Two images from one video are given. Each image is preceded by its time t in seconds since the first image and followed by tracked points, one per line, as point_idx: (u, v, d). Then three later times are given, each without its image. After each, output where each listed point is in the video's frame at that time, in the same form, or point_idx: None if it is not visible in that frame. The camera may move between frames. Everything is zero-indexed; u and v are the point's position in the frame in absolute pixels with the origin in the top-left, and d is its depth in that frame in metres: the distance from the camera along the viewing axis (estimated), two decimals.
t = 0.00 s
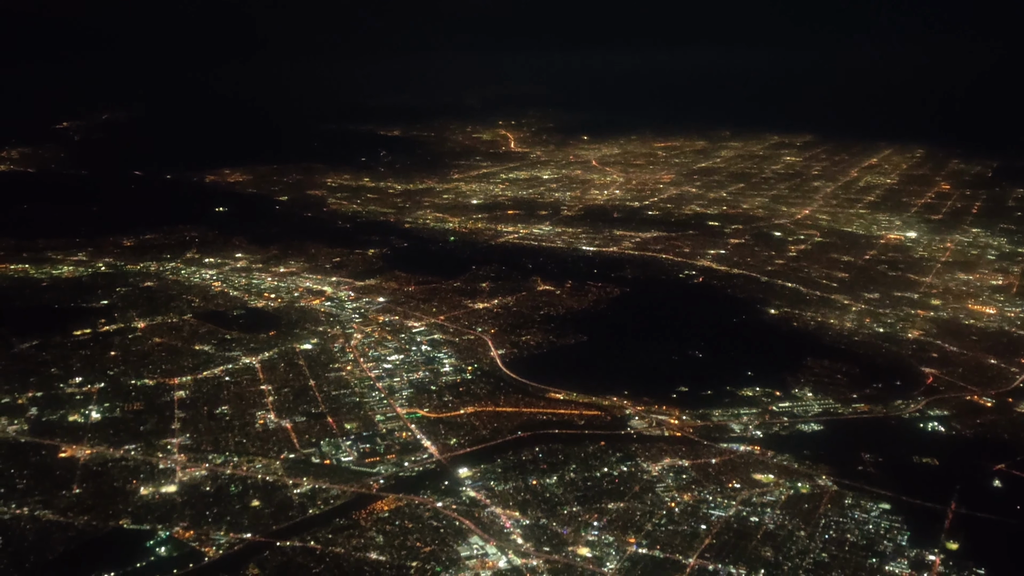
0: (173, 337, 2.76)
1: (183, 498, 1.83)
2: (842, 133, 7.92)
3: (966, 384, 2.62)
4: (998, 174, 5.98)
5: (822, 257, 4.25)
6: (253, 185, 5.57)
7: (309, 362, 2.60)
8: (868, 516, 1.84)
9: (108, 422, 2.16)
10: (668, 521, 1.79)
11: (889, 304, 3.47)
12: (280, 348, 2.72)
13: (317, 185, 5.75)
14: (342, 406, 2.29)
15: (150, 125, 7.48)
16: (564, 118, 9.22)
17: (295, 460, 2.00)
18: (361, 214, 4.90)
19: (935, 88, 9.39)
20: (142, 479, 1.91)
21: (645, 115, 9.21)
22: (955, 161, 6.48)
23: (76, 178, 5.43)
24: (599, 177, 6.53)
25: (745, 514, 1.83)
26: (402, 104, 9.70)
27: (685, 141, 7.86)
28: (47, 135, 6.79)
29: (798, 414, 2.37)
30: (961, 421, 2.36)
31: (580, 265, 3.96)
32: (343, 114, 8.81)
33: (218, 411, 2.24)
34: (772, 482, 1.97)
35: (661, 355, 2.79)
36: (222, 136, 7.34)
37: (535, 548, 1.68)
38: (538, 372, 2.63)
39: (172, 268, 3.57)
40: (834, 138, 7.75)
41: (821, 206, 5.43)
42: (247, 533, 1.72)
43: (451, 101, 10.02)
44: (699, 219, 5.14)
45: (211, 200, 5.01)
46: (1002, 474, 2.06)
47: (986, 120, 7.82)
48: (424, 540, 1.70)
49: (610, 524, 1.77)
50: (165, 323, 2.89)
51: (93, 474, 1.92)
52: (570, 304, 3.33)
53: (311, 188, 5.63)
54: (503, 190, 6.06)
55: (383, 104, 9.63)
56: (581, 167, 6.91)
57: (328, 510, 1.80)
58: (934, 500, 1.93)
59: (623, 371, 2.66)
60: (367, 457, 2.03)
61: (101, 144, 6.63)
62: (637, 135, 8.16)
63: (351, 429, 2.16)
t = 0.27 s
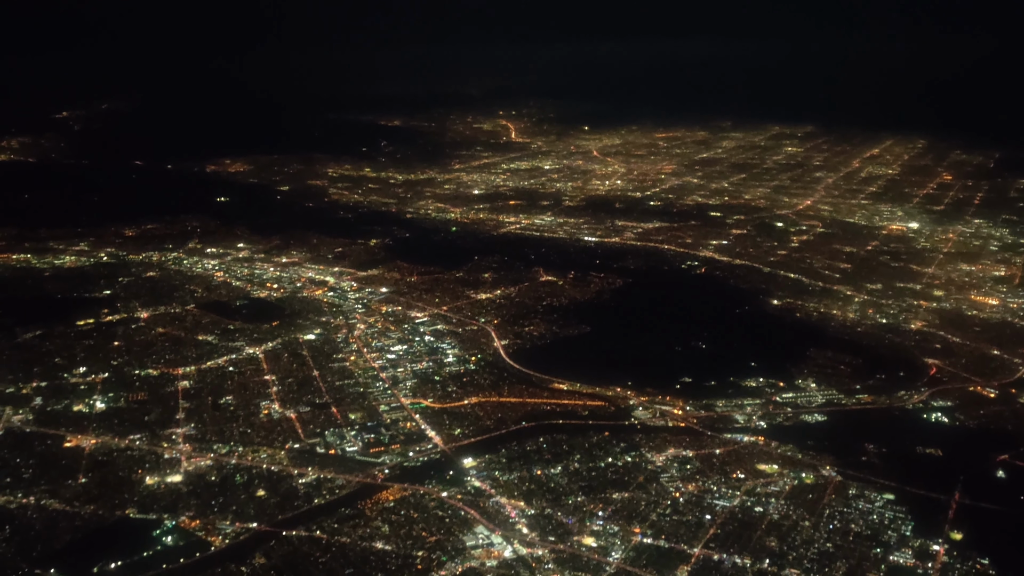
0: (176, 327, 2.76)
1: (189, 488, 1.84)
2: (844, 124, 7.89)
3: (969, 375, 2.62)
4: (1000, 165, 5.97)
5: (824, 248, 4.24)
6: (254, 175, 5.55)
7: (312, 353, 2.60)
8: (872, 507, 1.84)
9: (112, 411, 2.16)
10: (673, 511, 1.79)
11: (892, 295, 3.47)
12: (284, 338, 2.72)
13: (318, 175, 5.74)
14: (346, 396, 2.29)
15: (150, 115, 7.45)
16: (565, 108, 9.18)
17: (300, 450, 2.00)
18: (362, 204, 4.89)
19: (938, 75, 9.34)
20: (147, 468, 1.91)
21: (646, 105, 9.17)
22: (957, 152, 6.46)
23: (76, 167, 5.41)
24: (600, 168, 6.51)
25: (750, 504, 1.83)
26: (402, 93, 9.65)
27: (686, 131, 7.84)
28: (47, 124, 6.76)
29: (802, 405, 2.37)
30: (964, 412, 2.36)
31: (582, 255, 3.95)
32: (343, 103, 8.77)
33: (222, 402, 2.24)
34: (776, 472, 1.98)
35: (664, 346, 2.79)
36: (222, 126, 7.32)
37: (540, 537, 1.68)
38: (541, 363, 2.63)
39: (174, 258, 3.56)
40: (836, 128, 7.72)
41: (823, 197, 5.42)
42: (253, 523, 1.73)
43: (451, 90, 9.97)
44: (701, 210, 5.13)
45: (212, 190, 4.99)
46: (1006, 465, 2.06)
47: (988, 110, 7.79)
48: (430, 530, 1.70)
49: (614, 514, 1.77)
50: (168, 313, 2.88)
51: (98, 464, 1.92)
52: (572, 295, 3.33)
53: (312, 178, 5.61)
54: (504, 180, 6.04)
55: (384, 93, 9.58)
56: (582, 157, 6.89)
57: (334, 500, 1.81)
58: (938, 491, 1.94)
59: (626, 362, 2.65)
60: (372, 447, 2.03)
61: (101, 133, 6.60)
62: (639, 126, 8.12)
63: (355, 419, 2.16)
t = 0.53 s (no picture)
0: (181, 314, 2.76)
1: (196, 474, 1.84)
2: (847, 109, 7.84)
3: (973, 362, 2.62)
4: (1004, 151, 5.94)
5: (828, 235, 4.23)
6: (256, 161, 5.53)
7: (317, 339, 2.60)
8: (878, 493, 1.85)
9: (118, 397, 2.17)
10: (678, 497, 1.80)
11: (895, 282, 3.46)
12: (288, 325, 2.72)
13: (320, 162, 5.72)
14: (352, 382, 2.29)
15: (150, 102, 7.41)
16: (567, 93, 9.12)
17: (306, 436, 2.00)
18: (365, 191, 4.87)
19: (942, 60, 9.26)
20: (154, 454, 1.91)
21: (649, 90, 9.11)
22: (961, 138, 6.42)
23: (78, 154, 5.39)
24: (603, 154, 6.48)
25: (755, 490, 1.84)
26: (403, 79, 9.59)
27: (689, 118, 7.79)
28: (47, 110, 6.73)
29: (807, 391, 2.37)
30: (968, 398, 2.36)
31: (586, 242, 3.94)
32: (344, 89, 8.72)
33: (227, 388, 2.24)
34: (782, 459, 1.98)
35: (669, 333, 2.79)
36: (223, 112, 7.28)
37: (547, 523, 1.69)
38: (545, 350, 2.64)
39: (178, 245, 3.56)
40: (839, 114, 7.68)
41: (827, 184, 5.40)
42: (260, 509, 1.73)
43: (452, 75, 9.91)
44: (704, 196, 5.11)
45: (214, 177, 4.98)
46: (1010, 451, 2.07)
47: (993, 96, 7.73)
48: (436, 516, 1.71)
49: (620, 500, 1.78)
50: (172, 300, 2.88)
51: (105, 450, 1.93)
52: (576, 282, 3.32)
53: (314, 165, 5.59)
54: (507, 167, 6.02)
55: (385, 78, 9.52)
56: (585, 143, 6.86)
57: (341, 486, 1.81)
58: (943, 477, 1.94)
59: (631, 349, 2.65)
60: (378, 433, 2.03)
61: (102, 120, 6.57)
62: (641, 112, 8.08)
63: (361, 405, 2.16)
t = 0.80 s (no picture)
0: (185, 303, 2.76)
1: (202, 463, 1.85)
2: (850, 99, 7.80)
3: (978, 353, 2.62)
4: (1008, 142, 5.91)
5: (831, 225, 4.22)
6: (258, 151, 5.52)
7: (322, 329, 2.60)
8: (883, 483, 1.85)
9: (124, 387, 2.17)
10: (684, 486, 1.80)
11: (899, 272, 3.45)
12: (293, 315, 2.71)
13: (322, 151, 5.70)
14: (357, 372, 2.30)
15: (151, 91, 7.39)
16: (569, 82, 9.08)
17: (312, 425, 2.01)
18: (367, 180, 4.86)
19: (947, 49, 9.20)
20: (160, 444, 1.92)
21: (652, 79, 9.07)
22: (964, 128, 6.40)
23: (80, 143, 5.38)
24: (605, 144, 6.46)
25: (760, 480, 1.84)
26: (404, 67, 9.54)
27: (691, 107, 7.76)
28: (49, 100, 6.71)
29: (812, 382, 2.37)
30: (973, 389, 2.36)
31: (589, 232, 3.94)
32: (346, 78, 8.68)
33: (233, 378, 2.24)
34: (787, 449, 1.98)
35: (673, 324, 2.79)
36: (225, 102, 7.26)
37: (553, 513, 1.69)
38: (550, 340, 2.64)
39: (181, 235, 3.55)
40: (843, 104, 7.64)
41: (830, 174, 5.38)
42: (267, 498, 1.74)
43: (454, 64, 9.86)
44: (707, 186, 5.10)
45: (216, 166, 4.97)
46: (1015, 442, 2.07)
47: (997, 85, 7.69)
48: (443, 505, 1.72)
49: (626, 490, 1.78)
50: (176, 289, 2.88)
51: (112, 439, 1.93)
52: (580, 272, 3.32)
53: (316, 155, 5.58)
54: (509, 157, 6.00)
55: (386, 67, 9.47)
56: (587, 133, 6.84)
57: (347, 475, 1.82)
58: (948, 467, 1.94)
59: (636, 339, 2.65)
60: (384, 423, 2.04)
61: (103, 109, 6.55)
62: (644, 101, 8.05)
63: (366, 395, 2.17)
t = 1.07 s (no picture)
0: (189, 295, 2.76)
1: (209, 454, 1.85)
2: (854, 90, 7.77)
3: (982, 344, 2.62)
4: (1011, 133, 5.89)
5: (835, 217, 4.21)
6: (260, 142, 5.51)
7: (326, 320, 2.60)
8: (888, 474, 1.85)
9: (130, 378, 2.17)
10: (690, 477, 1.81)
11: (903, 264, 3.45)
12: (297, 306, 2.71)
13: (324, 143, 5.68)
14: (362, 363, 2.30)
15: (152, 82, 7.36)
16: (571, 74, 9.04)
17: (317, 417, 2.01)
18: (369, 172, 4.85)
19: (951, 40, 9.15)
20: (167, 435, 1.92)
21: (654, 70, 9.03)
22: (967, 120, 6.37)
23: (81, 134, 5.37)
24: (608, 135, 6.44)
25: (766, 471, 1.84)
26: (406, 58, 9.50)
27: (694, 99, 7.73)
28: (50, 91, 6.69)
29: (816, 373, 2.37)
30: (978, 380, 2.36)
31: (593, 224, 3.93)
32: (347, 69, 8.65)
33: (238, 369, 2.24)
34: (792, 440, 1.99)
35: (678, 315, 2.78)
36: (226, 93, 7.24)
37: (559, 504, 1.70)
38: (554, 331, 2.63)
39: (184, 226, 3.55)
40: (846, 95, 7.61)
41: (833, 165, 5.36)
42: (273, 489, 1.74)
43: (455, 54, 9.81)
44: (710, 178, 5.09)
45: (219, 157, 4.95)
46: (1020, 433, 2.07)
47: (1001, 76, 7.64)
48: (449, 496, 1.72)
49: (632, 481, 1.79)
50: (180, 281, 2.88)
51: (119, 430, 1.94)
52: (584, 264, 3.31)
53: (318, 146, 5.56)
54: (512, 148, 5.98)
55: (387, 58, 9.43)
56: (589, 125, 6.82)
57: (353, 466, 1.82)
58: (953, 458, 1.94)
59: (640, 331, 2.65)
60: (390, 414, 2.04)
61: (104, 100, 6.53)
62: (647, 93, 8.02)
63: (372, 386, 2.17)
